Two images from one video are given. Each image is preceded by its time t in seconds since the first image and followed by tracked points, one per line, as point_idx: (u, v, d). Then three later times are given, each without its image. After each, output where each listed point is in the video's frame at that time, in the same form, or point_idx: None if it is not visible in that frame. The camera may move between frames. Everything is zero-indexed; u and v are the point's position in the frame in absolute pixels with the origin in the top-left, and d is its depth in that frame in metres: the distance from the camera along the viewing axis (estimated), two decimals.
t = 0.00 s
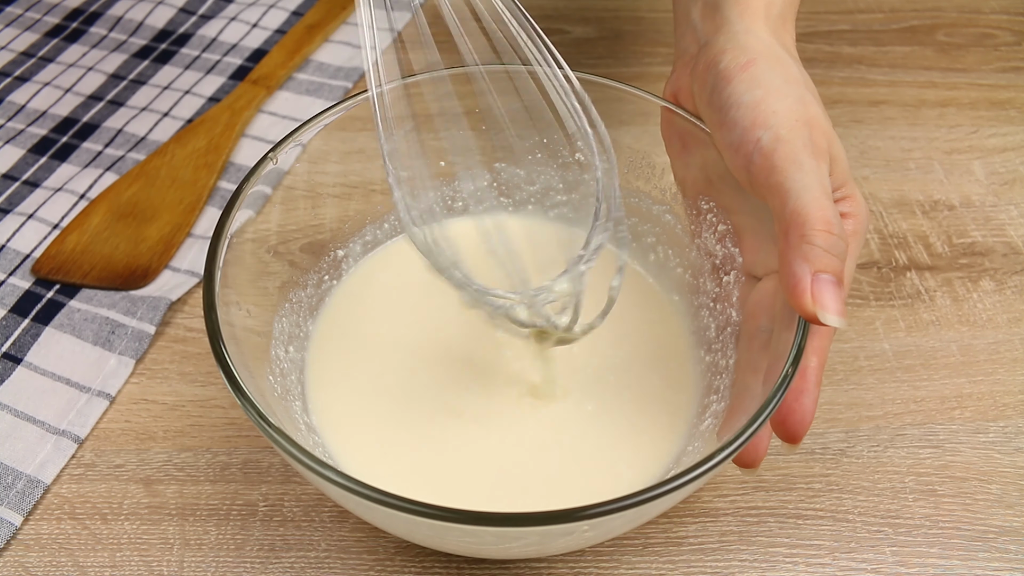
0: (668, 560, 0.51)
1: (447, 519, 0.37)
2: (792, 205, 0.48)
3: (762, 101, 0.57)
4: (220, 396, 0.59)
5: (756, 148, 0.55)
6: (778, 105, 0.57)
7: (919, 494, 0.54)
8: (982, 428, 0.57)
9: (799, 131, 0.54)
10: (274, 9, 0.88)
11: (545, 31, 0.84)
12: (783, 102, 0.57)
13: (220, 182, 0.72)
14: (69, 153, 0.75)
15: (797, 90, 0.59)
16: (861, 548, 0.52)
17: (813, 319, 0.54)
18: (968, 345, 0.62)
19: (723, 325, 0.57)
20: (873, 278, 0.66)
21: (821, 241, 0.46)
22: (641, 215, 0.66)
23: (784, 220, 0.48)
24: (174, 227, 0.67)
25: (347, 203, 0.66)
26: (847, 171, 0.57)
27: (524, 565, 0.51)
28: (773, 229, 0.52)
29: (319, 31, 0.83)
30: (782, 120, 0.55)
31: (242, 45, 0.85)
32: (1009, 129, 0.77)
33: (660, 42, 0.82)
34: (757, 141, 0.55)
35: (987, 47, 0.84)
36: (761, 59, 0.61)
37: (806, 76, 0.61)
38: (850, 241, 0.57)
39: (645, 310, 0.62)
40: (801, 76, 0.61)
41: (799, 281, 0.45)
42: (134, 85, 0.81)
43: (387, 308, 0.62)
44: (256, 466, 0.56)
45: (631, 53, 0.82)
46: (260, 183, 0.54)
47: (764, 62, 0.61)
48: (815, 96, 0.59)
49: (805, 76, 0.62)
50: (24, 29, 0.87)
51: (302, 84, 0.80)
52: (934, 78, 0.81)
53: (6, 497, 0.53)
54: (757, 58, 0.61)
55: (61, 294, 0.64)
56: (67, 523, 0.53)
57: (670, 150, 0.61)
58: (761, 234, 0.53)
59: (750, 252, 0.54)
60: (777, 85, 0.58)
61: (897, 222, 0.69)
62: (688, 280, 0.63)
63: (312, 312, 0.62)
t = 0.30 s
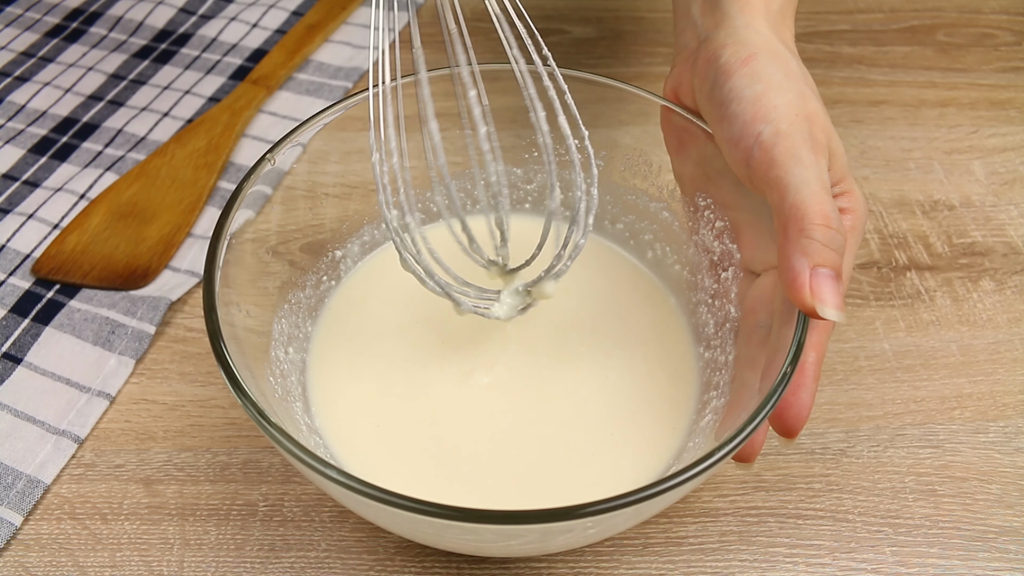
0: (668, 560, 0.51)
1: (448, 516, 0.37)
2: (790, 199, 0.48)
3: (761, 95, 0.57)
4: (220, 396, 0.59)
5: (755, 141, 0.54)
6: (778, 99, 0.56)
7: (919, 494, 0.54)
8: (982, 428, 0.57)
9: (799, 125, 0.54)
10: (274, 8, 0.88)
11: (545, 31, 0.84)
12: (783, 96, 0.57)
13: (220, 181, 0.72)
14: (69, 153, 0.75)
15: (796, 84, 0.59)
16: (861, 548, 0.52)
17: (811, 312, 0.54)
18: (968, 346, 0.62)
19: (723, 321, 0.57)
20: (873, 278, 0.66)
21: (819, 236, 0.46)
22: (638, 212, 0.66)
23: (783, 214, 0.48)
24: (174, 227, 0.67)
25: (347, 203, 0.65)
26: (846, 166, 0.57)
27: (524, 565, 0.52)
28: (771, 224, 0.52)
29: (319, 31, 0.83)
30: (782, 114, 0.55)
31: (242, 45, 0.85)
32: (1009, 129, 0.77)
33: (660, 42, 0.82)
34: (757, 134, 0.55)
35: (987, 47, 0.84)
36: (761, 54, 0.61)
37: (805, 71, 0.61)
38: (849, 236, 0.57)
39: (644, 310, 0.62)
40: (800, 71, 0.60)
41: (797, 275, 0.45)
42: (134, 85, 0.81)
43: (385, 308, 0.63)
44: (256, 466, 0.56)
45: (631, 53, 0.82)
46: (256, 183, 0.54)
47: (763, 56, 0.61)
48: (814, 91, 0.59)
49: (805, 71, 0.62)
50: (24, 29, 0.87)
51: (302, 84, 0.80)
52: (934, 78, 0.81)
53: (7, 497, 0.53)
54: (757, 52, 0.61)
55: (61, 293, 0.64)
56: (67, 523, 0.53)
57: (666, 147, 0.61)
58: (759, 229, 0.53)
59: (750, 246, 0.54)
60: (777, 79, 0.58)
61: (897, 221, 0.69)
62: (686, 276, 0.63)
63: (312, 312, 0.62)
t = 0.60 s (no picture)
0: (668, 560, 0.51)
1: (448, 517, 0.37)
2: (792, 198, 0.48)
3: (763, 94, 0.57)
4: (220, 396, 0.59)
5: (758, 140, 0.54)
6: (781, 98, 0.56)
7: (919, 494, 0.54)
8: (982, 428, 0.57)
9: (801, 124, 0.54)
10: (274, 8, 0.88)
11: (545, 31, 0.85)
12: (786, 95, 0.57)
13: (220, 181, 0.72)
14: (69, 153, 0.75)
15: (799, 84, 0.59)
16: (861, 548, 0.52)
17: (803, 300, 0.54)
18: (968, 346, 0.62)
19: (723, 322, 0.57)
20: (873, 278, 0.66)
21: (820, 235, 0.46)
22: (638, 212, 0.66)
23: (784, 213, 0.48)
24: (174, 227, 0.67)
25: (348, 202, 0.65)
26: (847, 166, 0.57)
27: (524, 565, 0.52)
28: (772, 223, 0.51)
29: (319, 31, 0.83)
30: (785, 112, 0.55)
31: (242, 45, 0.85)
32: (1009, 129, 0.77)
33: (660, 42, 0.82)
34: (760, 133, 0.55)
35: (987, 47, 0.84)
36: (764, 52, 0.61)
37: (806, 71, 0.61)
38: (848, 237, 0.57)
39: (643, 310, 0.62)
40: (803, 71, 0.60)
41: (797, 274, 0.45)
42: (134, 85, 0.81)
43: (384, 308, 0.63)
44: (256, 466, 0.56)
45: (631, 53, 0.82)
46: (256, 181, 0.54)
47: (766, 56, 0.61)
48: (817, 91, 0.59)
49: (807, 71, 0.62)
50: (24, 29, 0.87)
51: (302, 83, 0.80)
52: (934, 78, 0.81)
53: (7, 497, 0.53)
54: (760, 51, 0.61)
55: (61, 294, 0.64)
56: (67, 523, 0.53)
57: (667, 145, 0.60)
58: (760, 229, 0.53)
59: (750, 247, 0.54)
60: (779, 78, 0.58)
61: (897, 221, 0.69)
62: (686, 276, 0.63)
63: (312, 312, 0.62)
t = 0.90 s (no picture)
0: (668, 560, 0.51)
1: (448, 516, 0.37)
2: (803, 191, 0.49)
3: (773, 85, 0.57)
4: (220, 396, 0.59)
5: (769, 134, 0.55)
6: (789, 90, 0.56)
7: (919, 494, 0.54)
8: (982, 428, 0.57)
9: (811, 116, 0.54)
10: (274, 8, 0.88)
11: (545, 31, 0.85)
12: (795, 86, 0.57)
13: (220, 181, 0.72)
14: (69, 153, 0.75)
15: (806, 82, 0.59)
16: (861, 548, 0.52)
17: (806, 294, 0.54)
18: (968, 346, 0.62)
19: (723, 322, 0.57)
20: (873, 278, 0.66)
21: (827, 230, 0.47)
22: (638, 212, 0.67)
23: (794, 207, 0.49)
24: (174, 227, 0.67)
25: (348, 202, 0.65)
26: (850, 164, 0.58)
27: (524, 565, 0.52)
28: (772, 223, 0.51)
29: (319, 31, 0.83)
30: (795, 105, 0.55)
31: (242, 45, 0.85)
32: (1009, 129, 0.77)
33: (660, 42, 0.82)
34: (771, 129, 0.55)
35: (987, 47, 0.84)
36: (769, 48, 0.61)
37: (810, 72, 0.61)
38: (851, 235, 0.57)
39: (645, 310, 0.62)
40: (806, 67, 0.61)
41: (802, 268, 0.45)
42: (134, 85, 0.81)
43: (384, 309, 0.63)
44: (256, 466, 0.56)
45: (631, 53, 0.82)
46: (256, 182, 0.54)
47: (772, 52, 0.61)
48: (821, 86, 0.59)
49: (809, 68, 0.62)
50: (24, 29, 0.87)
51: (302, 84, 0.80)
52: (934, 78, 0.81)
53: (7, 497, 0.53)
54: (764, 47, 0.61)
55: (61, 293, 0.64)
56: (67, 523, 0.53)
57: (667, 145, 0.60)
58: (758, 229, 0.53)
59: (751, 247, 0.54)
60: (787, 72, 0.58)
61: (897, 222, 0.69)
62: (685, 276, 0.63)
63: (312, 313, 0.62)
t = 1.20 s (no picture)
0: (668, 560, 0.51)
1: (448, 516, 0.37)
2: (848, 167, 0.53)
3: (799, 67, 0.59)
4: (221, 396, 0.59)
5: (809, 115, 0.57)
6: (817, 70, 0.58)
7: (918, 493, 0.54)
8: (981, 427, 0.57)
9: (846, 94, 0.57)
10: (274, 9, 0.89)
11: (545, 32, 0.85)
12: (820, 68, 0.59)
13: (221, 181, 0.72)
14: (69, 153, 0.75)
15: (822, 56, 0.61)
16: (860, 548, 0.52)
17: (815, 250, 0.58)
18: (967, 345, 0.62)
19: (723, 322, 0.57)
20: (873, 278, 0.66)
21: (867, 208, 0.52)
22: (638, 212, 0.67)
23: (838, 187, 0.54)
24: (174, 227, 0.67)
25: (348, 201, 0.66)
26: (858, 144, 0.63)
27: (524, 565, 0.52)
28: (767, 222, 0.50)
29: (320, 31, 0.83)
30: (828, 83, 0.57)
31: (242, 45, 0.85)
32: (1008, 129, 0.77)
33: (660, 42, 0.83)
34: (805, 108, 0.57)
35: (987, 48, 0.84)
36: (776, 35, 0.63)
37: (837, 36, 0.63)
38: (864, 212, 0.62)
39: (644, 310, 0.62)
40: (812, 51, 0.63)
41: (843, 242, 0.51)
42: (134, 86, 0.81)
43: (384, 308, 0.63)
44: (257, 466, 0.56)
45: (631, 53, 0.82)
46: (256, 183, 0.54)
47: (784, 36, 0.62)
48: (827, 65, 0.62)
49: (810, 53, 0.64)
50: (24, 30, 0.87)
51: (303, 84, 0.80)
52: (934, 79, 0.81)
53: (7, 497, 0.53)
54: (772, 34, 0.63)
55: (61, 293, 0.64)
56: (67, 523, 0.53)
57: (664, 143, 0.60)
58: (753, 231, 0.53)
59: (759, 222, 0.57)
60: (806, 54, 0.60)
61: (896, 222, 0.70)
62: (685, 276, 0.63)
63: (312, 313, 0.62)
